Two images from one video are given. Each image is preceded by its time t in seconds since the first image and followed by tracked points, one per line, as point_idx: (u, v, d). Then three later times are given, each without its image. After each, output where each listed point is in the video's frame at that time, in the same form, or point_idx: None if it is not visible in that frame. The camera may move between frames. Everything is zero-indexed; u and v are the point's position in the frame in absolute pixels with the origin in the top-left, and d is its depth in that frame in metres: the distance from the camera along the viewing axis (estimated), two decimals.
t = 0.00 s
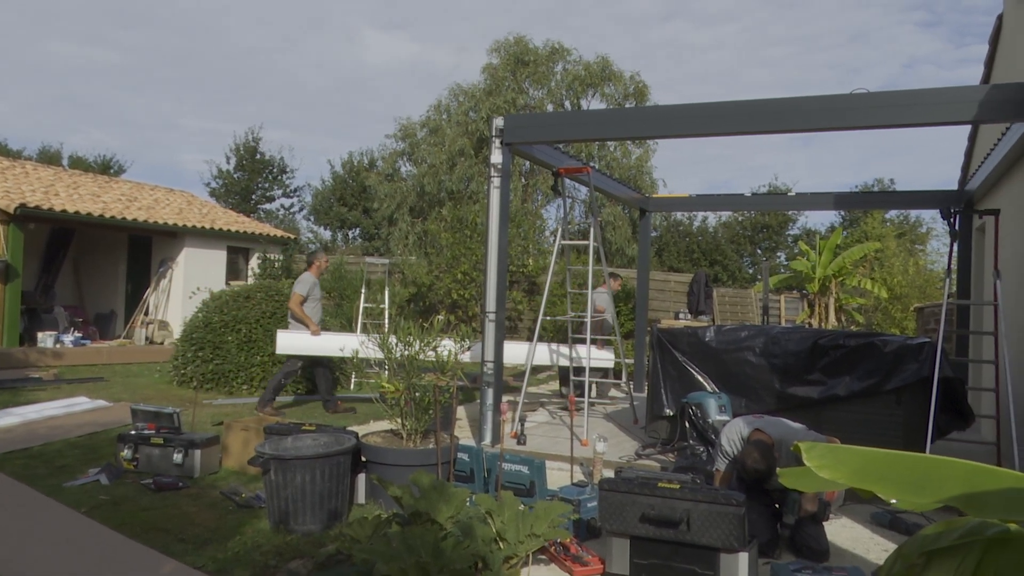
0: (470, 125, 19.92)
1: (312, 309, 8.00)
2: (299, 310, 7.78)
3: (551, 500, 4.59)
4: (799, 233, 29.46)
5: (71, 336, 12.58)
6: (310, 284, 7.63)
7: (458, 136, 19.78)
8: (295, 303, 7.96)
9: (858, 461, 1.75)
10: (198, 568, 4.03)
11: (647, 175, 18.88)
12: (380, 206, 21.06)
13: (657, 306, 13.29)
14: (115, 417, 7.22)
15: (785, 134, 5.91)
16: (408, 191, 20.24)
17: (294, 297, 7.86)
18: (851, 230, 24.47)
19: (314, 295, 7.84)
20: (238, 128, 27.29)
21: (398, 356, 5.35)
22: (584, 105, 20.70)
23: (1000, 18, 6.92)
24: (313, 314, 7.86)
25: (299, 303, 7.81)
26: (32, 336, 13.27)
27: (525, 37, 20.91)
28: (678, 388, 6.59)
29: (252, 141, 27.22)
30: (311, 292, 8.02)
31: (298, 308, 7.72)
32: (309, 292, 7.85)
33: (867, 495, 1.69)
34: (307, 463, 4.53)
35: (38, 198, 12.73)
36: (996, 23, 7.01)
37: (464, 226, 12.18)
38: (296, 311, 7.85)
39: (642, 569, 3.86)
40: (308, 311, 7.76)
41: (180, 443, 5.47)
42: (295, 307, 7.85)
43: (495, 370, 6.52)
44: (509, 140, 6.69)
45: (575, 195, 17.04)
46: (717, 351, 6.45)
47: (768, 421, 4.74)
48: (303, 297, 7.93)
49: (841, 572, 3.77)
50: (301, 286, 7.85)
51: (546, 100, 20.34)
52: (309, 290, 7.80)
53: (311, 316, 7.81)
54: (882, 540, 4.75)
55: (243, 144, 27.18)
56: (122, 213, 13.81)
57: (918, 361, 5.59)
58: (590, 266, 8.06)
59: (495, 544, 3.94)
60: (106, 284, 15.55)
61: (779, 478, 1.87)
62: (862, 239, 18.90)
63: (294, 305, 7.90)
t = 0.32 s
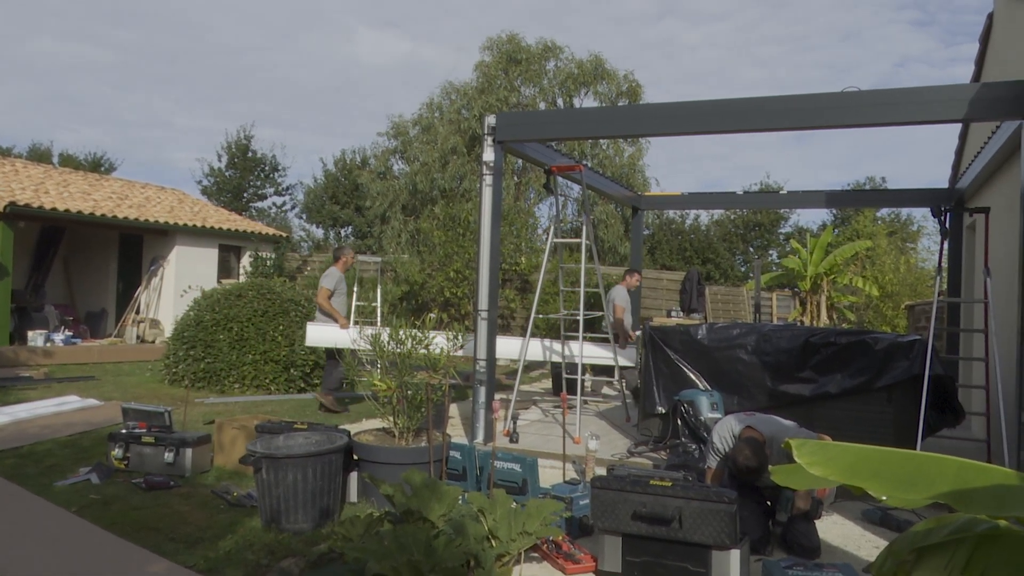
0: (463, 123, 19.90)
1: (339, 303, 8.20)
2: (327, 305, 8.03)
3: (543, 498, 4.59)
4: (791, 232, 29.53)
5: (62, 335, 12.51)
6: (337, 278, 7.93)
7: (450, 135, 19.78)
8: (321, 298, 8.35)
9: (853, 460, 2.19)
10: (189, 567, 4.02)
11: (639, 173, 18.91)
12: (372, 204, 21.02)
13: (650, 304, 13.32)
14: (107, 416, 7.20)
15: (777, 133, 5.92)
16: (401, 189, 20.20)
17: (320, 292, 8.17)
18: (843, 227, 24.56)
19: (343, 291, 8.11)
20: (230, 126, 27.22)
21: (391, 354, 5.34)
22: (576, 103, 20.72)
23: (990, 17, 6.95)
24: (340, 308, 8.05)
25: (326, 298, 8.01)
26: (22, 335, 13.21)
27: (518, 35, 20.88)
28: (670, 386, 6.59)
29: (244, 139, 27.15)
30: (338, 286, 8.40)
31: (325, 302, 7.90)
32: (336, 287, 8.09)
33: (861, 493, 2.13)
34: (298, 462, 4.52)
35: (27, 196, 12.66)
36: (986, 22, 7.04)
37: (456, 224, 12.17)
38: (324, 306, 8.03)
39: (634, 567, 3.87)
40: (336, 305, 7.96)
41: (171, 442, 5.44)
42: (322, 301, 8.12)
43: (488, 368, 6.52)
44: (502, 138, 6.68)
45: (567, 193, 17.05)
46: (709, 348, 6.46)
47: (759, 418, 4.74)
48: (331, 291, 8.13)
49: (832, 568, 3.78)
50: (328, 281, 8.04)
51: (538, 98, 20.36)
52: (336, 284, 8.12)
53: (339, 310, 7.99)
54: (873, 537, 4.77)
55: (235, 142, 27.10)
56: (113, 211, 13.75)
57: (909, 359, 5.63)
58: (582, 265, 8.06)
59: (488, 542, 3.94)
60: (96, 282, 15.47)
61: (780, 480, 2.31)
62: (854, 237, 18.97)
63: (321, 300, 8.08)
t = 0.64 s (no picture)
0: (454, 120, 19.89)
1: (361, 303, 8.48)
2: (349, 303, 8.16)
3: (534, 495, 4.59)
4: (782, 228, 29.59)
5: (51, 334, 12.44)
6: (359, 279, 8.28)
7: (441, 132, 19.77)
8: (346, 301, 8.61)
9: (838, 456, 2.17)
10: (178, 566, 4.00)
11: (631, 170, 18.93)
12: (364, 201, 20.96)
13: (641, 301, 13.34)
14: (96, 415, 7.16)
15: (768, 129, 5.91)
16: (392, 186, 20.13)
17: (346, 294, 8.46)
18: (834, 224, 24.64)
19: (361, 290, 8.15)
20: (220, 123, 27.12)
21: (382, 351, 5.32)
22: (568, 100, 20.72)
23: (978, 14, 6.97)
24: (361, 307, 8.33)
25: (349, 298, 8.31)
26: (11, 333, 13.13)
27: (509, 32, 20.84)
28: (661, 382, 6.61)
29: (234, 136, 27.06)
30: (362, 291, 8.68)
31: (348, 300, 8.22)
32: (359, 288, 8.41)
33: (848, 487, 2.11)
34: (288, 460, 4.51)
35: (15, 195, 12.56)
36: (975, 19, 7.05)
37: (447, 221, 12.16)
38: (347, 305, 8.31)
39: (625, 563, 3.88)
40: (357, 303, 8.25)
41: (161, 441, 5.42)
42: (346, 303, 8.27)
43: (479, 365, 6.52)
44: (492, 135, 6.66)
45: (558, 191, 17.04)
46: (700, 345, 6.47)
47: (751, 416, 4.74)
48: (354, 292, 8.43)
49: (821, 564, 3.80)
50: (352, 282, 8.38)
51: (530, 95, 20.27)
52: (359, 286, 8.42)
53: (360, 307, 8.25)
54: (862, 532, 4.79)
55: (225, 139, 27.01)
56: (102, 209, 13.68)
57: (899, 354, 5.64)
58: (573, 261, 8.05)
59: (478, 539, 3.93)
60: (86, 280, 15.39)
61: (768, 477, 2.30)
62: (844, 234, 19.05)
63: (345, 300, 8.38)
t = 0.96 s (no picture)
0: (437, 118, 19.88)
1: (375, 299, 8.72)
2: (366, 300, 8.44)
3: (515, 493, 4.59)
4: (763, 225, 29.74)
5: (28, 333, 12.30)
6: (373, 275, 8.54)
7: (424, 129, 19.74)
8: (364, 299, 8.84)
9: (814, 451, 2.18)
10: (156, 566, 3.96)
11: (613, 168, 18.97)
12: (346, 199, 20.88)
13: (624, 298, 13.38)
14: (73, 415, 7.08)
15: (750, 127, 5.94)
16: (374, 184, 20.05)
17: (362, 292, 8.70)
18: (815, 221, 24.83)
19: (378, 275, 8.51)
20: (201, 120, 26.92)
21: (362, 350, 5.23)
22: (551, 98, 20.73)
23: (956, 14, 7.04)
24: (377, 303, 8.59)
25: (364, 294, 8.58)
26: None
27: (492, 29, 20.83)
28: (643, 380, 6.63)
29: (215, 134, 26.87)
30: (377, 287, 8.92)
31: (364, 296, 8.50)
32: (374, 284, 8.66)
33: (823, 484, 2.11)
34: (268, 459, 4.48)
35: None
36: (953, 19, 7.12)
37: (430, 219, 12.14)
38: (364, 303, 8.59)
39: (606, 560, 3.89)
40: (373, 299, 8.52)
41: (139, 440, 5.37)
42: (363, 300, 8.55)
43: (461, 363, 6.50)
44: (474, 133, 6.65)
45: (541, 188, 17.04)
46: (682, 342, 6.49)
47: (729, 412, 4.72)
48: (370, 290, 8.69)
49: (800, 559, 3.81)
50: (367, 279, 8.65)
51: (513, 92, 20.24)
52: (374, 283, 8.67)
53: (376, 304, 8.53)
54: (841, 527, 4.82)
55: (206, 136, 26.81)
56: (80, 207, 13.53)
57: (877, 351, 5.69)
58: (556, 259, 8.05)
59: (459, 537, 3.91)
60: (63, 278, 15.22)
61: (746, 472, 2.31)
62: (825, 231, 19.21)
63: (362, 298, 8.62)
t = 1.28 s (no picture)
0: (420, 115, 19.87)
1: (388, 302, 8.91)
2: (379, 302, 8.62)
3: (497, 491, 4.59)
4: (745, 224, 29.92)
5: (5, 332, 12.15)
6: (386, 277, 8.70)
7: (407, 127, 19.71)
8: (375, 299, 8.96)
9: (791, 449, 2.20)
10: (135, 567, 3.93)
11: (596, 167, 19.02)
12: (328, 197, 20.79)
13: (606, 296, 13.42)
14: (51, 414, 7.00)
15: (731, 125, 5.96)
16: (357, 181, 19.97)
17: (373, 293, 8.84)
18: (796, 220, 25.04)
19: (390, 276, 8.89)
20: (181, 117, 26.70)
21: (343, 347, 5.21)
22: (534, 96, 20.74)
23: (934, 14, 7.10)
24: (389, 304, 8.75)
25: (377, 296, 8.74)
26: None
27: (474, 27, 20.84)
28: (625, 378, 6.66)
29: (196, 130, 26.66)
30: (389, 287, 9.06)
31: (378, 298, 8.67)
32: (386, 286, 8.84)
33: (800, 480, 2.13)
34: (249, 458, 4.45)
35: None
36: (931, 19, 7.19)
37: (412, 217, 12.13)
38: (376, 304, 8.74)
39: (587, 558, 3.90)
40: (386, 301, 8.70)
41: (118, 440, 5.32)
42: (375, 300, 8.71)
43: (444, 361, 6.49)
44: (457, 130, 6.64)
45: (524, 186, 17.05)
46: (664, 340, 6.51)
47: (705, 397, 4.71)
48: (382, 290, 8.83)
49: (780, 555, 3.83)
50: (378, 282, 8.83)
51: (496, 91, 20.23)
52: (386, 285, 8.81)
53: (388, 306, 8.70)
54: (820, 524, 4.86)
55: (187, 133, 26.59)
56: (59, 204, 13.39)
57: (857, 348, 5.74)
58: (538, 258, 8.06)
59: (441, 535, 3.90)
60: (41, 276, 15.05)
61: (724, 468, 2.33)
62: (805, 230, 19.39)
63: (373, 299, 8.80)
